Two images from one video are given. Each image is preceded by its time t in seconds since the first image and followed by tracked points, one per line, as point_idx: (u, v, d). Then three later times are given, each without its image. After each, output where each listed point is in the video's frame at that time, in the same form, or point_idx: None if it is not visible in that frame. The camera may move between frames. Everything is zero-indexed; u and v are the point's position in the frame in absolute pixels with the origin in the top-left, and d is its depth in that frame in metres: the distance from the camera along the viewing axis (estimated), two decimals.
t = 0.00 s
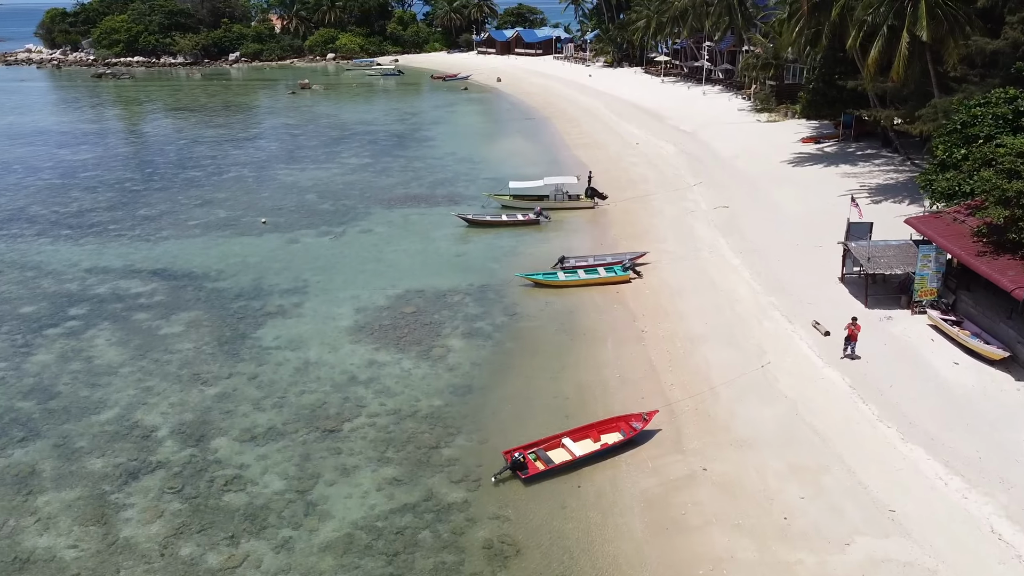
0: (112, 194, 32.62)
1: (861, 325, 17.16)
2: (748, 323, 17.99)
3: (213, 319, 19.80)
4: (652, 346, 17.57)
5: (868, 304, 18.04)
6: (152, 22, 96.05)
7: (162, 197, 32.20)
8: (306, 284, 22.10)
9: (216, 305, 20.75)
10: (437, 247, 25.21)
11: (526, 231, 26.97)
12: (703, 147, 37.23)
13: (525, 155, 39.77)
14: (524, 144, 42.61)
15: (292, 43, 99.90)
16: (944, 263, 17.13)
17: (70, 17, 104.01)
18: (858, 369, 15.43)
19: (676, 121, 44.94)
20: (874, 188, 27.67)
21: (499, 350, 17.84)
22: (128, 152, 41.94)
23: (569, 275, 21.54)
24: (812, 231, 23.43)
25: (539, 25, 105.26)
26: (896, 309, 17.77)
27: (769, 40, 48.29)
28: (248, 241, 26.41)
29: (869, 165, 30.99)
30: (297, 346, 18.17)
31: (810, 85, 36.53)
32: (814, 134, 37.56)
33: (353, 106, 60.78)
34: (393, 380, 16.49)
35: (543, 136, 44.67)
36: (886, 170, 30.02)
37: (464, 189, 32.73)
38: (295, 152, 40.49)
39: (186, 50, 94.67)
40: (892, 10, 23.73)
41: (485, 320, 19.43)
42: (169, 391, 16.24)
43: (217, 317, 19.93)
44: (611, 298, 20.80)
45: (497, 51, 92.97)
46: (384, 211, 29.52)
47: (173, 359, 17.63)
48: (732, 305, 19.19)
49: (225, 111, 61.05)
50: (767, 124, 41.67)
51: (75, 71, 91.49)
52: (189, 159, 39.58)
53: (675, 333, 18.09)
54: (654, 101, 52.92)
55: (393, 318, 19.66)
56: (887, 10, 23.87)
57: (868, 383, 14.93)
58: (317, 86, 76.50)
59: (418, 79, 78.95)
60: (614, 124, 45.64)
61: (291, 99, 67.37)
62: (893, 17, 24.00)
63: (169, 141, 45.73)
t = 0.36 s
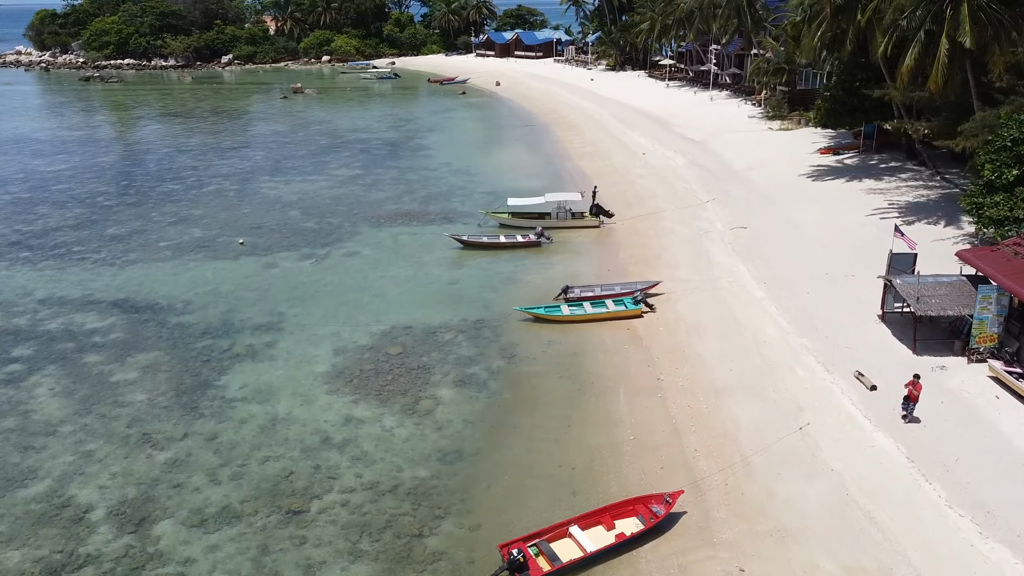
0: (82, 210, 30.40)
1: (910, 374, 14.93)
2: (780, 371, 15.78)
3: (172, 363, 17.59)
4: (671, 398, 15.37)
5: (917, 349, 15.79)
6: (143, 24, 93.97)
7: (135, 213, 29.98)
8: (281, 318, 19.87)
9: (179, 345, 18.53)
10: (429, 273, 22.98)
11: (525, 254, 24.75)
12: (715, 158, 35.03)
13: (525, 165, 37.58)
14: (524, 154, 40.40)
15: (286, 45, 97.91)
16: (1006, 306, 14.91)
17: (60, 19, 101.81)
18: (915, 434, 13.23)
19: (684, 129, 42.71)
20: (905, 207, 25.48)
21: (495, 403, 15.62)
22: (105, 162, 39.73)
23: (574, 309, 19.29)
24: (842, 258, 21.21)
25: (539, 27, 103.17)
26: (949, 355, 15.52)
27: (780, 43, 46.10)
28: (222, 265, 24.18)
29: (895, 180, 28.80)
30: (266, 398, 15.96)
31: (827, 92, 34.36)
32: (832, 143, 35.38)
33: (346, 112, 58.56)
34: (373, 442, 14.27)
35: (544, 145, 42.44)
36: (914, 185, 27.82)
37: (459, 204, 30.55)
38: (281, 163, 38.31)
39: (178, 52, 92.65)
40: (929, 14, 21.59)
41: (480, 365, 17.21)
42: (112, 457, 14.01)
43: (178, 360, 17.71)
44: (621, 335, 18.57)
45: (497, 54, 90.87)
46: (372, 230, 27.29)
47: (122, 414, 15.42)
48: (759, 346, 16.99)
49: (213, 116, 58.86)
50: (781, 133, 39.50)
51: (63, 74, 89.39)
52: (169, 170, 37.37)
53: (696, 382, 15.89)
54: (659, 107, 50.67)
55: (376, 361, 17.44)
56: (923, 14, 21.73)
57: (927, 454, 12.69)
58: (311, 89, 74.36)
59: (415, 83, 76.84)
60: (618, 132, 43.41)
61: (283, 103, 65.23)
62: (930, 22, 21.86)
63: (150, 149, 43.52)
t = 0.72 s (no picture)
0: (43, 230, 28.05)
1: (981, 447, 12.60)
2: (826, 439, 13.47)
3: (117, 422, 15.24)
4: (699, 472, 13.04)
5: (986, 415, 13.43)
6: (133, 26, 91.71)
7: (100, 233, 27.63)
8: (248, 365, 17.53)
9: (128, 398, 16.19)
10: (417, 307, 20.65)
11: (525, 283, 22.40)
12: (729, 172, 32.68)
13: (525, 178, 35.28)
14: (524, 165, 38.05)
15: (280, 47, 95.78)
16: None
17: (50, 20, 99.35)
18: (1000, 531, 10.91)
19: (693, 139, 40.35)
20: (943, 229, 23.15)
21: (490, 479, 13.27)
22: (78, 173, 37.37)
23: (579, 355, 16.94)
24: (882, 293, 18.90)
25: (540, 29, 100.99)
26: (1023, 423, 13.14)
27: (795, 47, 43.96)
28: (188, 296, 21.83)
29: (928, 198, 26.48)
30: (220, 471, 13.61)
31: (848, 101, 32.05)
32: (853, 155, 33.11)
33: (338, 117, 56.21)
34: (342, 534, 11.92)
35: (545, 155, 40.13)
36: (949, 204, 25.49)
37: (453, 224, 28.25)
38: (265, 176, 35.99)
39: (168, 55, 90.37)
40: (979, 18, 19.40)
41: (473, 426, 14.86)
42: (28, 554, 11.67)
43: (124, 419, 15.36)
44: (635, 386, 16.22)
45: (496, 56, 88.65)
46: (357, 254, 24.93)
47: (49, 494, 13.08)
48: (797, 404, 14.68)
49: (199, 121, 56.50)
50: (796, 143, 37.24)
51: (50, 77, 87.09)
52: (145, 183, 35.03)
53: (727, 451, 13.58)
54: (665, 113, 48.35)
55: (352, 421, 15.09)
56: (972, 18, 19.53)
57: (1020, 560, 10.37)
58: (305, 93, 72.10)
59: (411, 87, 74.59)
60: (624, 141, 41.07)
61: (273, 108, 62.90)
62: (980, 27, 19.65)
63: (127, 159, 41.19)
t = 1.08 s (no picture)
0: None
1: None
2: (891, 538, 11.14)
3: (40, 506, 12.87)
4: None
5: None
6: (122, 27, 89.40)
7: (60, 257, 25.26)
8: (204, 426, 15.19)
9: (59, 471, 13.81)
10: (402, 350, 18.29)
11: (524, 319, 20.02)
12: (744, 187, 30.33)
13: (524, 192, 32.92)
14: (523, 177, 35.67)
15: (274, 49, 93.54)
16: None
17: (38, 21, 97.06)
18: None
19: (703, 149, 37.99)
20: (990, 257, 20.79)
21: None
22: (47, 187, 35.02)
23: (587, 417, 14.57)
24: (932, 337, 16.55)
25: (540, 31, 98.58)
26: None
27: (810, 51, 41.75)
28: (146, 334, 19.44)
29: (967, 219, 24.13)
30: None
31: (873, 111, 29.71)
32: (877, 169, 30.78)
33: (330, 123, 53.88)
34: None
35: (546, 166, 37.76)
36: (992, 227, 23.12)
37: (446, 246, 25.88)
38: (246, 190, 33.66)
39: (157, 57, 88.03)
40: None
41: (462, 511, 12.46)
42: None
43: (50, 501, 13.00)
44: (653, 455, 13.81)
45: (495, 58, 86.29)
46: (339, 283, 22.58)
47: None
48: (849, 485, 12.36)
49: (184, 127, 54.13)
50: (814, 154, 34.91)
51: (37, 79, 84.79)
52: (117, 198, 32.70)
53: (770, 550, 11.25)
54: (672, 120, 46.01)
55: (318, 504, 12.71)
56: None
57: None
58: (297, 97, 69.84)
59: (407, 91, 72.24)
60: (630, 151, 38.68)
61: (262, 112, 60.52)
62: None
63: (102, 170, 38.83)
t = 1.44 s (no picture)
0: None
1: None
2: None
3: None
4: None
5: None
6: (110, 29, 87.08)
7: (9, 286, 22.88)
8: (142, 509, 12.81)
9: None
10: (382, 406, 15.89)
11: (522, 364, 17.65)
12: (762, 205, 27.92)
13: (523, 208, 30.58)
14: (523, 191, 33.27)
15: (266, 51, 91.23)
16: None
17: (26, 23, 94.89)
18: None
19: (714, 161, 35.57)
20: None
21: None
22: (11, 202, 32.64)
23: (598, 501, 12.21)
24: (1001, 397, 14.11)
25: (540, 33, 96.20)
26: None
27: (826, 55, 39.47)
28: (91, 383, 17.06)
29: (1014, 245, 21.74)
30: None
31: (900, 121, 27.24)
32: (905, 185, 28.44)
33: (320, 129, 51.48)
34: None
35: (546, 179, 35.36)
36: None
37: (436, 273, 23.52)
38: (224, 207, 31.29)
39: (146, 59, 85.68)
40: None
41: None
42: None
43: None
44: (677, 552, 11.42)
45: (493, 61, 83.96)
46: (315, 319, 20.19)
47: None
48: None
49: (167, 133, 51.76)
50: (834, 168, 32.59)
51: (22, 83, 82.45)
52: (83, 215, 30.33)
53: None
54: (679, 128, 43.59)
55: None
56: None
57: None
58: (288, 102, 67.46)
59: (403, 95, 69.93)
60: (636, 162, 36.28)
61: (250, 117, 58.14)
62: None
63: (73, 182, 36.43)
